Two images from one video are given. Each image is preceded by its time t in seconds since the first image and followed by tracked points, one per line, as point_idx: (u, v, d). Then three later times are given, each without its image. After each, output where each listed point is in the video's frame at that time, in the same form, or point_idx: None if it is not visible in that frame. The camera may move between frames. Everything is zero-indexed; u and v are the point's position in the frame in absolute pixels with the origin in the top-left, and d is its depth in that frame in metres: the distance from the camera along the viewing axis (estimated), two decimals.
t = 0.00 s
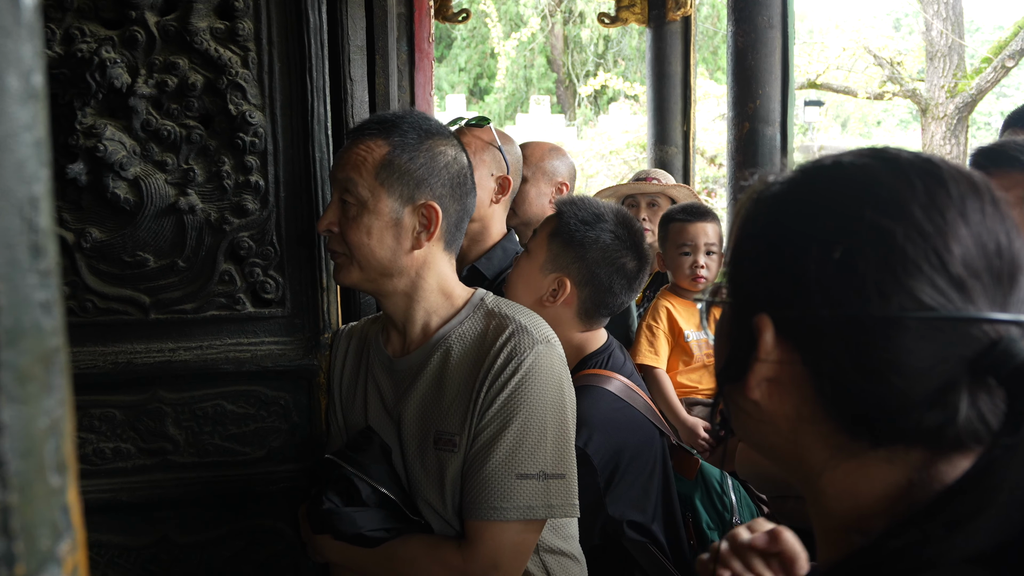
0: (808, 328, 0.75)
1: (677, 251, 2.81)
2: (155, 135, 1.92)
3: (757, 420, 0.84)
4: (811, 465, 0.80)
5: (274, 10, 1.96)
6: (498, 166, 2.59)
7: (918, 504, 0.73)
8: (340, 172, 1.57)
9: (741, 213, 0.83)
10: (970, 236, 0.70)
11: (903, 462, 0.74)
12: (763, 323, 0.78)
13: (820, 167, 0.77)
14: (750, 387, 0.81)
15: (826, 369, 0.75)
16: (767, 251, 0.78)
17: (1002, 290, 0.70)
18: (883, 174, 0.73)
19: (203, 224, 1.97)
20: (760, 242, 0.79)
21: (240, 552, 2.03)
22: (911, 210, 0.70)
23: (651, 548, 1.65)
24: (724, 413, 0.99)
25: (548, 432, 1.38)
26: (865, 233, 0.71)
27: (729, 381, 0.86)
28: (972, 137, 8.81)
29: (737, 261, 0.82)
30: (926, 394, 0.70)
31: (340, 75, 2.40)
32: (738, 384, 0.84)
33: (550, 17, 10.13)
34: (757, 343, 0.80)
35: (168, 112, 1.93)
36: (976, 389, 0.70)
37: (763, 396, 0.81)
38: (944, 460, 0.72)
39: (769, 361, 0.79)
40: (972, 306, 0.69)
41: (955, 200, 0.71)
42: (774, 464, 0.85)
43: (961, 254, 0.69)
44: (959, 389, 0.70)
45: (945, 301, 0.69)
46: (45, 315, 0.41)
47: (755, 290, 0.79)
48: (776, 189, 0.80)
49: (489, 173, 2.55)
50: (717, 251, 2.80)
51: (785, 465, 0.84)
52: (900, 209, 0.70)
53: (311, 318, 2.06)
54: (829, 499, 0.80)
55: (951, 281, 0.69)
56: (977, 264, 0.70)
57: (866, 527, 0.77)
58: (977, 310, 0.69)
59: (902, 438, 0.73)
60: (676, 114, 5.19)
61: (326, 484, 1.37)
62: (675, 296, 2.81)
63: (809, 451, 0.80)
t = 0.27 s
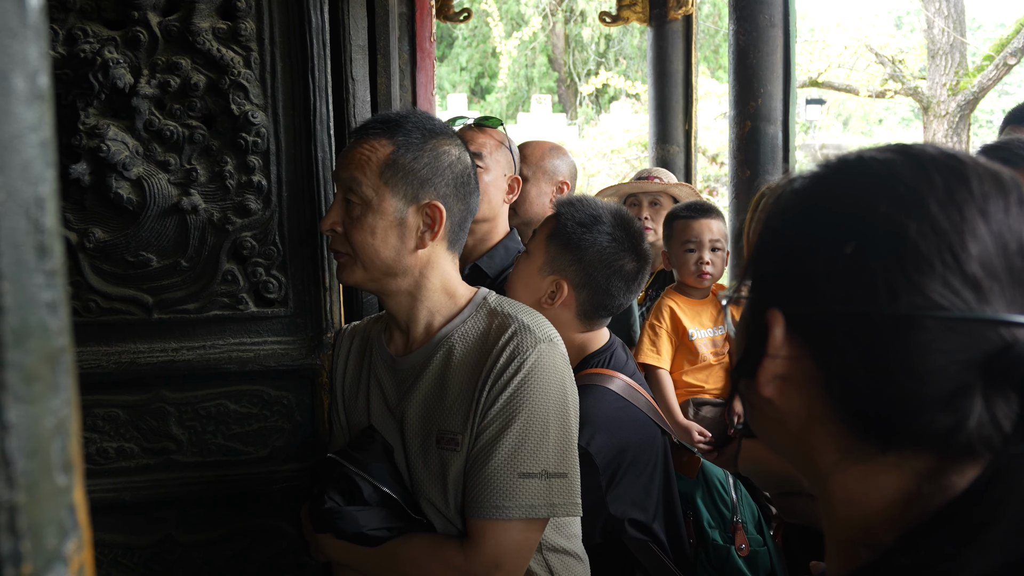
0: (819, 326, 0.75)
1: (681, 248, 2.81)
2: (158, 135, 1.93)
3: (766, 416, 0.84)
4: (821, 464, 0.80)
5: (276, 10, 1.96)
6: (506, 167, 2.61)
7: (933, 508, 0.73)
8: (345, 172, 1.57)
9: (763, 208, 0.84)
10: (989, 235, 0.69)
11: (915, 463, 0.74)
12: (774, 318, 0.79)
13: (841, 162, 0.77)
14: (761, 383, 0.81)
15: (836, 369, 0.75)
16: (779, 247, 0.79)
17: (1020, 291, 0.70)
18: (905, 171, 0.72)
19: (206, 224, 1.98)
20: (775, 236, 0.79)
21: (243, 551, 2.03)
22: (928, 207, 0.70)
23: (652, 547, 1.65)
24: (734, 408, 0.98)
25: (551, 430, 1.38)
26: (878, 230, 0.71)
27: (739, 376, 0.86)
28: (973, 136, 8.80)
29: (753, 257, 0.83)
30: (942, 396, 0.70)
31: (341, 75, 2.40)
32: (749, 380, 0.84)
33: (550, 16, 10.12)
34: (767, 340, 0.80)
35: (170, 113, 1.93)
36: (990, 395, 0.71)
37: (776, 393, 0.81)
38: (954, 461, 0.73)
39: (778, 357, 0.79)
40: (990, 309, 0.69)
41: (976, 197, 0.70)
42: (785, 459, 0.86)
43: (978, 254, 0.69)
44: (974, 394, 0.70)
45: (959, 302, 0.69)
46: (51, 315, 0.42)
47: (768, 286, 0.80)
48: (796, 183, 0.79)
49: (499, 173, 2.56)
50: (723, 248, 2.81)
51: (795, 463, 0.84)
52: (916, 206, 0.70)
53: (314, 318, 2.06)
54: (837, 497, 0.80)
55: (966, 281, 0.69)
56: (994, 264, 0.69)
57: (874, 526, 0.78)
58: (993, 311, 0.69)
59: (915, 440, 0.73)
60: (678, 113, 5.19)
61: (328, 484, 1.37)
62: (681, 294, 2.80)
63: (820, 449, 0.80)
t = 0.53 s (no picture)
0: (810, 328, 0.76)
1: (688, 250, 2.81)
2: (159, 135, 1.93)
3: (768, 418, 0.85)
4: (818, 467, 0.81)
5: (277, 10, 1.96)
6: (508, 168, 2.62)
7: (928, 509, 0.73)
8: (353, 172, 1.56)
9: (770, 213, 0.87)
10: (979, 235, 0.69)
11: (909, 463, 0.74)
12: (768, 321, 0.81)
13: (838, 167, 0.79)
14: (761, 386, 0.83)
15: (829, 370, 0.76)
16: (776, 251, 0.81)
17: (1016, 290, 0.70)
18: (895, 173, 0.74)
19: (207, 224, 1.98)
20: (772, 241, 0.82)
21: (243, 552, 2.03)
22: (915, 208, 0.71)
23: (648, 547, 1.65)
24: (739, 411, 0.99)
25: (551, 430, 1.38)
26: (865, 232, 0.73)
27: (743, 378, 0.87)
28: (973, 136, 8.81)
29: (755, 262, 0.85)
30: (934, 397, 0.70)
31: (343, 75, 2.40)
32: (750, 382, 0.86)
33: (551, 17, 10.13)
34: (763, 343, 0.82)
35: (171, 113, 1.93)
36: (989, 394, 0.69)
37: (774, 395, 0.82)
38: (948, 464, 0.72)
39: (773, 359, 0.81)
40: (981, 310, 0.69)
41: (967, 198, 0.70)
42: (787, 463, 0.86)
43: (967, 255, 0.69)
44: (965, 396, 0.69)
45: (948, 303, 0.69)
46: (54, 315, 0.42)
47: (768, 290, 0.82)
48: (795, 188, 0.82)
49: (505, 173, 2.58)
50: (730, 248, 2.80)
51: (797, 465, 0.84)
52: (904, 208, 0.71)
53: (315, 318, 2.06)
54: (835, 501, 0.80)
55: (955, 282, 0.69)
56: (984, 264, 0.69)
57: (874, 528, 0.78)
58: (983, 312, 0.69)
59: (907, 441, 0.73)
60: (678, 113, 5.19)
61: (328, 484, 1.37)
62: (690, 296, 2.80)
63: (818, 452, 0.80)
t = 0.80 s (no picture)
0: (811, 330, 0.77)
1: (692, 253, 2.84)
2: (160, 138, 1.93)
3: (769, 419, 0.85)
4: (817, 467, 0.82)
5: (278, 13, 1.96)
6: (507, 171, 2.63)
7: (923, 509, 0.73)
8: (401, 176, 1.50)
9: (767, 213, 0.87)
10: (980, 237, 0.70)
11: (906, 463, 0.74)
12: (768, 322, 0.81)
13: (839, 168, 0.79)
14: (761, 387, 0.83)
15: (829, 373, 0.76)
16: (777, 252, 0.81)
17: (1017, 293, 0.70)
18: (897, 174, 0.74)
19: (208, 227, 1.98)
20: (773, 241, 0.82)
21: (244, 554, 2.03)
22: (916, 209, 0.70)
23: (646, 549, 1.66)
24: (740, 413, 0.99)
25: (552, 432, 1.38)
26: (865, 234, 0.73)
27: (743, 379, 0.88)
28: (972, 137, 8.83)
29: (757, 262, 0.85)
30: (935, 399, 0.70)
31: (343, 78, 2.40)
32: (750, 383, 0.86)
33: (550, 19, 10.14)
34: (762, 343, 0.83)
35: (172, 116, 1.93)
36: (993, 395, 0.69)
37: (774, 396, 0.83)
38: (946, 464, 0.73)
39: (774, 360, 0.82)
40: (981, 313, 0.69)
41: (967, 201, 0.70)
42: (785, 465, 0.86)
43: (967, 257, 0.69)
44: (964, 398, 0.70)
45: (949, 306, 0.69)
46: (58, 318, 0.42)
47: (769, 290, 0.82)
48: (796, 186, 0.82)
49: (503, 174, 2.58)
50: (734, 253, 2.82)
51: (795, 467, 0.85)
52: (905, 209, 0.71)
53: (315, 321, 2.06)
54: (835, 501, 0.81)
55: (955, 284, 0.69)
56: (985, 267, 0.70)
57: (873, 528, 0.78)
58: (984, 314, 0.69)
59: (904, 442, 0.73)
60: (678, 115, 5.20)
61: (327, 486, 1.37)
62: (694, 299, 2.81)
63: (818, 453, 0.81)
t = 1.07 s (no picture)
0: (830, 326, 0.81)
1: (699, 255, 2.87)
2: (160, 142, 1.93)
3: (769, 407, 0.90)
4: (818, 456, 0.87)
5: (277, 17, 1.97)
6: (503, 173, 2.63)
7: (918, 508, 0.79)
8: (427, 186, 1.53)
9: (784, 201, 0.89)
10: (1006, 246, 0.74)
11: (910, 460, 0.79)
12: (785, 314, 0.85)
13: (867, 163, 0.83)
14: (769, 375, 0.88)
15: (844, 367, 0.81)
16: (797, 242, 0.85)
17: None
18: (928, 179, 0.77)
19: (208, 230, 1.98)
20: (794, 232, 0.86)
21: (246, 556, 2.03)
22: (949, 215, 0.75)
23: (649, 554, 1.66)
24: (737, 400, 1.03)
25: (554, 436, 1.38)
26: (897, 235, 0.76)
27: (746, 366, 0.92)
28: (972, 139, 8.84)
29: (773, 252, 0.89)
30: (946, 404, 0.76)
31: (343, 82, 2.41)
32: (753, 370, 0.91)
33: (550, 22, 10.15)
34: (778, 335, 0.86)
35: (172, 119, 1.93)
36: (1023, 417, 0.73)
37: (781, 385, 0.87)
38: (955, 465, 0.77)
39: (787, 352, 0.86)
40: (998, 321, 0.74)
41: (995, 210, 0.75)
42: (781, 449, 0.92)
43: (993, 263, 0.74)
44: (978, 407, 0.75)
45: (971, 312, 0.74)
46: (58, 323, 0.42)
47: (784, 281, 0.86)
48: (827, 174, 0.86)
49: (499, 177, 2.58)
50: (739, 255, 2.84)
51: (795, 455, 0.90)
52: (938, 213, 0.75)
53: (315, 324, 2.06)
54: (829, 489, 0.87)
55: (977, 290, 0.74)
56: (1007, 274, 0.74)
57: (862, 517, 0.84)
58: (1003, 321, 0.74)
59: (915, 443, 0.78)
60: (678, 118, 5.20)
61: (330, 489, 1.37)
62: (700, 301, 2.80)
63: (818, 442, 0.86)
